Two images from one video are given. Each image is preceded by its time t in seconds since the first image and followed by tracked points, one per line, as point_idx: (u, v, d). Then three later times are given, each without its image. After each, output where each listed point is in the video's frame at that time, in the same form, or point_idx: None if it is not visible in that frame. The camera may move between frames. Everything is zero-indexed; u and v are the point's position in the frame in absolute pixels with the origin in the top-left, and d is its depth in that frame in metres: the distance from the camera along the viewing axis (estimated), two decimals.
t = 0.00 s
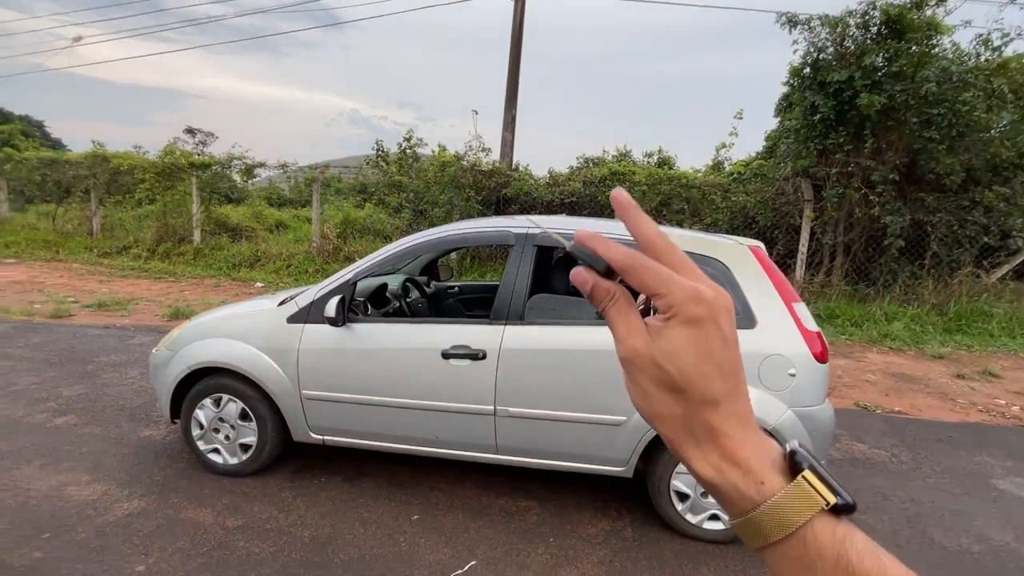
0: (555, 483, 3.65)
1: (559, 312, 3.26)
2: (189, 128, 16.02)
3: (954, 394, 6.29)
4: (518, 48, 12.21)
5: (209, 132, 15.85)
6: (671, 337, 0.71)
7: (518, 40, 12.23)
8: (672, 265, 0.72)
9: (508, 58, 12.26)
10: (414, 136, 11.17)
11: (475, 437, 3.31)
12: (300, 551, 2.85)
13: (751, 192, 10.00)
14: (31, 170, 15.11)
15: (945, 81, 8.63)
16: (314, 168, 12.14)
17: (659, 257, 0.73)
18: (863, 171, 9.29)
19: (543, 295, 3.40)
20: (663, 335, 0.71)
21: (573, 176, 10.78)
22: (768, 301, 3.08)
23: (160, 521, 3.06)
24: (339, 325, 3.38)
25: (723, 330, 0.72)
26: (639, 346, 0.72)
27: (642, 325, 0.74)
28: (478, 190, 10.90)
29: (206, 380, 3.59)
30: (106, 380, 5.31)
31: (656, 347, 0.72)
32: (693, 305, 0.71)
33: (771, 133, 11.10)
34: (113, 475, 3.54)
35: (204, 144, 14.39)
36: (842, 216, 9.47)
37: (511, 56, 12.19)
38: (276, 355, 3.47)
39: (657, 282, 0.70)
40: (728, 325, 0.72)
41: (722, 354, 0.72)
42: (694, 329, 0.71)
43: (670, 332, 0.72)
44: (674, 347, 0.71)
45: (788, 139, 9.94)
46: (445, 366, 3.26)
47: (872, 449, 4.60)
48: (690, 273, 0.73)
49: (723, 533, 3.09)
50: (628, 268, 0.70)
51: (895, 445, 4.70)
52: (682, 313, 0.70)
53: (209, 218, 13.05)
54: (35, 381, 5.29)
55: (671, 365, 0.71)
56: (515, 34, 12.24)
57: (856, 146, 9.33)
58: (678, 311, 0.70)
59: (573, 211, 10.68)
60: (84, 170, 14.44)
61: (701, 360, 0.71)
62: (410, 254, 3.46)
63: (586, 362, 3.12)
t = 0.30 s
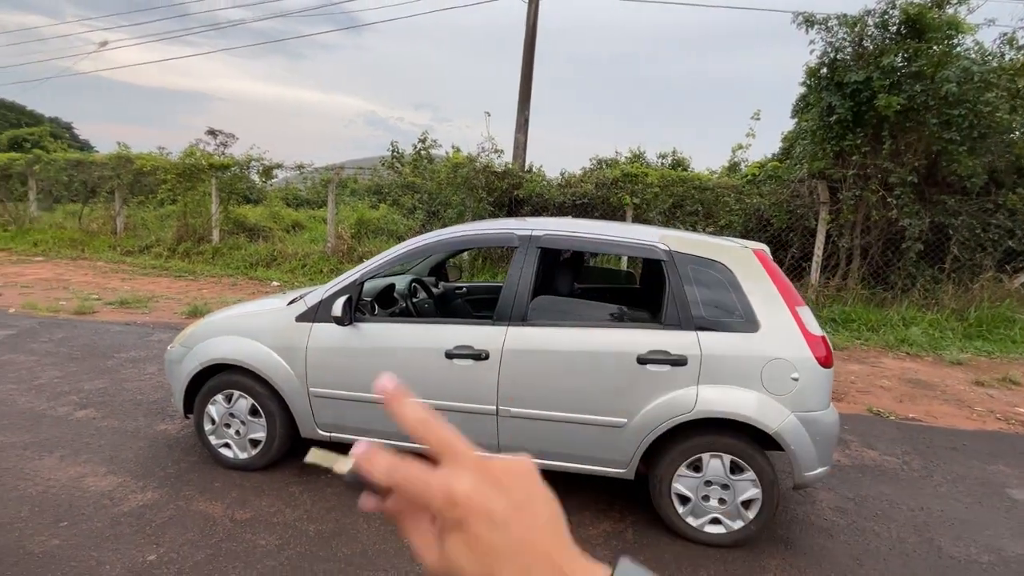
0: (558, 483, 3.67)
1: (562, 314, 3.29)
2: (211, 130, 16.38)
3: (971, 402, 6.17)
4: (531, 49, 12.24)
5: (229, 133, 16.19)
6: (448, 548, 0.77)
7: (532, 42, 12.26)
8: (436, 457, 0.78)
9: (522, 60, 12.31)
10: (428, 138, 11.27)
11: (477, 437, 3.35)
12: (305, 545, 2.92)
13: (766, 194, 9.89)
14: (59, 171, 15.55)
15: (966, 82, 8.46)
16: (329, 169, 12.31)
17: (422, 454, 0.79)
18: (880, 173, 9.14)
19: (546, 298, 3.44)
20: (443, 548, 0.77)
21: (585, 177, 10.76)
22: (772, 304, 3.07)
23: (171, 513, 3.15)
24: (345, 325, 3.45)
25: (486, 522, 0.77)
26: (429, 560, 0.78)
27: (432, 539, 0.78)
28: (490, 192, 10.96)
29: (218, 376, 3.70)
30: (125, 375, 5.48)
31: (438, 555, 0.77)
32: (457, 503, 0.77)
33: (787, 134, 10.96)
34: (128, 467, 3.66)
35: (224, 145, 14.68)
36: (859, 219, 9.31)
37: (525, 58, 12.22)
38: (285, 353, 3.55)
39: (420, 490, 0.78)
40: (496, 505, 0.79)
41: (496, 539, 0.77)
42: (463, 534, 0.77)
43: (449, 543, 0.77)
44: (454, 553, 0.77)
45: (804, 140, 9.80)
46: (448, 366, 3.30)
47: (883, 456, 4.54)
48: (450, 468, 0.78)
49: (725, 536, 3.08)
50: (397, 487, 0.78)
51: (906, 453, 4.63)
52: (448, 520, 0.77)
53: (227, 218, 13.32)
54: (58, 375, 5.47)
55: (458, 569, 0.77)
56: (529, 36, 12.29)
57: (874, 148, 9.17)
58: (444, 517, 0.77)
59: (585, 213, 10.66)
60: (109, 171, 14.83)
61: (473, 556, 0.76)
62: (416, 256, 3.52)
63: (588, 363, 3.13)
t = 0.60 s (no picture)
0: (562, 484, 3.70)
1: (567, 317, 3.31)
2: (227, 132, 16.66)
3: (986, 410, 6.07)
4: (542, 53, 12.29)
5: (245, 135, 16.45)
6: None
7: (543, 45, 12.31)
8: None
9: (533, 62, 12.37)
10: (441, 140, 11.37)
11: (483, 437, 3.39)
12: (313, 540, 2.98)
13: (778, 197, 9.81)
14: (79, 172, 15.91)
15: (983, 84, 8.35)
16: (342, 171, 12.46)
17: None
18: (895, 177, 9.03)
19: (552, 300, 3.47)
20: None
21: (596, 180, 10.76)
22: (778, 308, 3.07)
23: (184, 507, 3.24)
24: (355, 324, 3.51)
25: None
26: None
27: None
28: (500, 194, 11.02)
29: (231, 374, 3.78)
30: (141, 372, 5.60)
31: None
32: None
33: (800, 137, 10.87)
34: (144, 461, 3.76)
35: (240, 147, 14.94)
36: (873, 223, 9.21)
37: (537, 61, 12.28)
38: (295, 352, 3.63)
39: None
40: None
41: None
42: None
43: None
44: None
45: (817, 143, 9.71)
46: (455, 366, 3.35)
47: (892, 462, 4.49)
48: None
49: (729, 540, 3.09)
50: None
51: (917, 460, 4.58)
52: None
53: (242, 219, 13.53)
54: (78, 371, 5.62)
55: None
56: (541, 39, 12.34)
57: (889, 151, 9.06)
58: None
59: (595, 215, 10.66)
60: (128, 173, 15.14)
61: None
62: (425, 257, 3.58)
63: (593, 365, 3.16)
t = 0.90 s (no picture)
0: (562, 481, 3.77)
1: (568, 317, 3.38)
2: (238, 132, 16.88)
3: (990, 414, 6.06)
4: (550, 55, 12.36)
5: (255, 135, 16.67)
6: (503, 390, 0.66)
7: (551, 47, 12.37)
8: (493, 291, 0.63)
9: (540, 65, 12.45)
10: (448, 142, 11.48)
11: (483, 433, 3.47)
12: (318, 531, 3.07)
13: (784, 199, 9.80)
14: (93, 171, 16.19)
15: (992, 88, 8.33)
16: (350, 171, 12.59)
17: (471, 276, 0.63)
18: (902, 180, 9.01)
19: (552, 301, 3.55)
20: (491, 394, 0.66)
21: (601, 182, 10.81)
22: (774, 311, 3.13)
23: (194, 497, 3.34)
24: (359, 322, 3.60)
25: (555, 367, 0.66)
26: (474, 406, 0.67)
27: (469, 374, 0.67)
28: (506, 195, 11.09)
29: (240, 370, 3.89)
30: (152, 367, 5.74)
31: (491, 408, 0.67)
32: (505, 385, 0.66)
33: (808, 140, 10.85)
34: (155, 453, 3.88)
35: (250, 147, 15.12)
36: (880, 226, 9.19)
37: (544, 64, 12.35)
38: (302, 349, 3.73)
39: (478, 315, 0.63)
40: (563, 350, 0.67)
41: (557, 392, 0.67)
42: (525, 373, 0.65)
43: (501, 384, 0.66)
44: (507, 400, 0.66)
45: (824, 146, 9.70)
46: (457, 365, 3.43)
47: (891, 465, 4.52)
48: (511, 292, 0.65)
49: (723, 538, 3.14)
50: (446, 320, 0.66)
51: (916, 463, 4.60)
52: (502, 353, 0.64)
53: (251, 218, 13.69)
54: (92, 365, 5.78)
55: (514, 418, 0.67)
56: (548, 41, 12.42)
57: (896, 155, 9.05)
58: (497, 349, 0.64)
59: (601, 217, 10.70)
60: (141, 172, 15.37)
61: (537, 402, 0.66)
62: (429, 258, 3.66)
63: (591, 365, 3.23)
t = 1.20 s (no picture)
0: (562, 471, 3.86)
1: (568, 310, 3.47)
2: (249, 129, 17.09)
3: (992, 414, 6.07)
4: (557, 53, 12.40)
5: (266, 132, 16.85)
6: (602, 370, 0.66)
7: (559, 45, 12.41)
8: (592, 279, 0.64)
9: (548, 63, 12.49)
10: (456, 139, 11.57)
11: (486, 423, 3.57)
12: (325, 514, 3.18)
13: (790, 198, 9.80)
14: (108, 166, 16.46)
15: (1002, 87, 8.27)
16: (359, 168, 12.71)
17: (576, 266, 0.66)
18: (910, 180, 8.99)
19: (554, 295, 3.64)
20: (590, 375, 0.66)
21: (608, 180, 10.84)
22: (770, 306, 3.20)
23: (206, 480, 3.47)
24: (366, 314, 3.71)
25: (652, 351, 0.65)
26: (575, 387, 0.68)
27: (574, 358, 0.67)
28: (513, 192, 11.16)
29: (251, 358, 4.01)
30: (166, 357, 5.89)
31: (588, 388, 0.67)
32: (610, 361, 0.65)
33: (816, 139, 10.82)
34: (169, 439, 4.02)
35: (261, 143, 15.29)
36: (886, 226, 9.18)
37: (552, 62, 12.41)
38: (311, 339, 3.84)
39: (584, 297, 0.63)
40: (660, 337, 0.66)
41: (655, 375, 0.65)
42: (621, 355, 0.64)
43: (602, 365, 0.65)
44: (609, 380, 0.65)
45: (832, 146, 9.68)
46: (460, 356, 3.53)
47: (890, 461, 4.56)
48: (609, 279, 0.65)
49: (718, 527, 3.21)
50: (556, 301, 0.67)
51: (915, 460, 4.64)
52: (601, 336, 0.64)
53: (262, 214, 13.84)
54: (108, 355, 5.95)
55: (612, 400, 0.66)
56: (556, 39, 12.48)
57: (903, 154, 9.02)
58: (597, 333, 0.64)
59: (607, 215, 10.74)
60: (153, 167, 15.60)
61: (635, 384, 0.65)
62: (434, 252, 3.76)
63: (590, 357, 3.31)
